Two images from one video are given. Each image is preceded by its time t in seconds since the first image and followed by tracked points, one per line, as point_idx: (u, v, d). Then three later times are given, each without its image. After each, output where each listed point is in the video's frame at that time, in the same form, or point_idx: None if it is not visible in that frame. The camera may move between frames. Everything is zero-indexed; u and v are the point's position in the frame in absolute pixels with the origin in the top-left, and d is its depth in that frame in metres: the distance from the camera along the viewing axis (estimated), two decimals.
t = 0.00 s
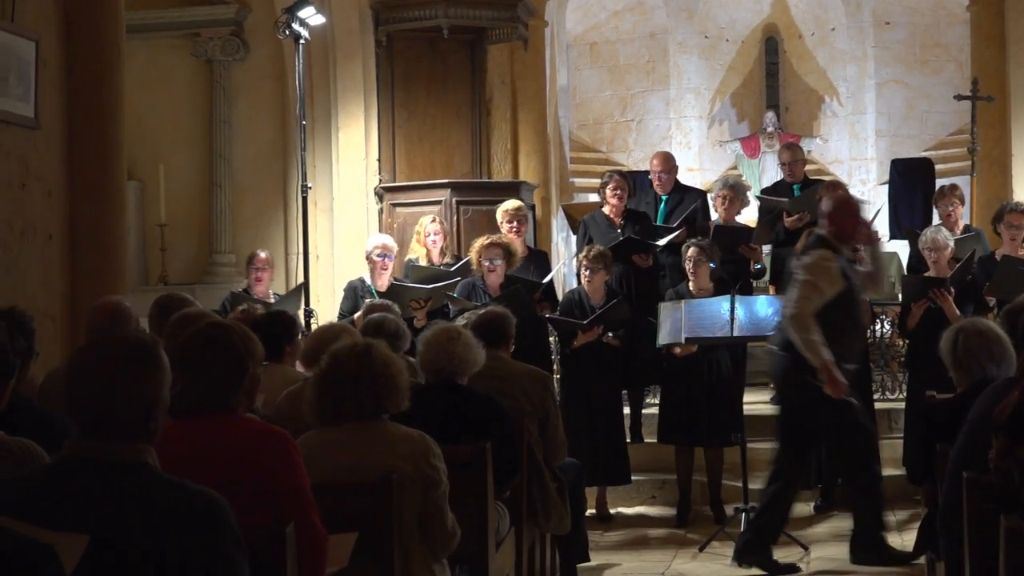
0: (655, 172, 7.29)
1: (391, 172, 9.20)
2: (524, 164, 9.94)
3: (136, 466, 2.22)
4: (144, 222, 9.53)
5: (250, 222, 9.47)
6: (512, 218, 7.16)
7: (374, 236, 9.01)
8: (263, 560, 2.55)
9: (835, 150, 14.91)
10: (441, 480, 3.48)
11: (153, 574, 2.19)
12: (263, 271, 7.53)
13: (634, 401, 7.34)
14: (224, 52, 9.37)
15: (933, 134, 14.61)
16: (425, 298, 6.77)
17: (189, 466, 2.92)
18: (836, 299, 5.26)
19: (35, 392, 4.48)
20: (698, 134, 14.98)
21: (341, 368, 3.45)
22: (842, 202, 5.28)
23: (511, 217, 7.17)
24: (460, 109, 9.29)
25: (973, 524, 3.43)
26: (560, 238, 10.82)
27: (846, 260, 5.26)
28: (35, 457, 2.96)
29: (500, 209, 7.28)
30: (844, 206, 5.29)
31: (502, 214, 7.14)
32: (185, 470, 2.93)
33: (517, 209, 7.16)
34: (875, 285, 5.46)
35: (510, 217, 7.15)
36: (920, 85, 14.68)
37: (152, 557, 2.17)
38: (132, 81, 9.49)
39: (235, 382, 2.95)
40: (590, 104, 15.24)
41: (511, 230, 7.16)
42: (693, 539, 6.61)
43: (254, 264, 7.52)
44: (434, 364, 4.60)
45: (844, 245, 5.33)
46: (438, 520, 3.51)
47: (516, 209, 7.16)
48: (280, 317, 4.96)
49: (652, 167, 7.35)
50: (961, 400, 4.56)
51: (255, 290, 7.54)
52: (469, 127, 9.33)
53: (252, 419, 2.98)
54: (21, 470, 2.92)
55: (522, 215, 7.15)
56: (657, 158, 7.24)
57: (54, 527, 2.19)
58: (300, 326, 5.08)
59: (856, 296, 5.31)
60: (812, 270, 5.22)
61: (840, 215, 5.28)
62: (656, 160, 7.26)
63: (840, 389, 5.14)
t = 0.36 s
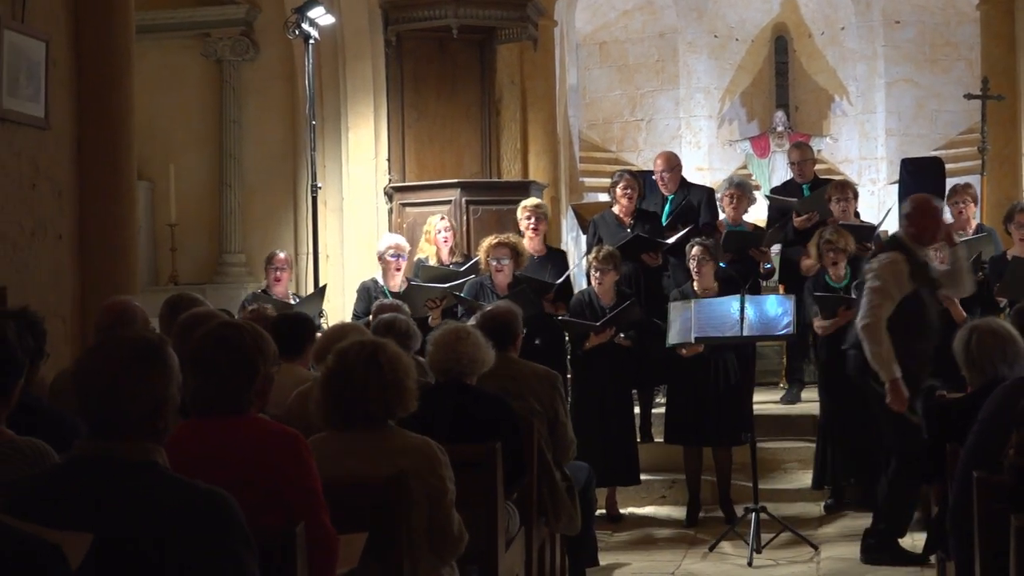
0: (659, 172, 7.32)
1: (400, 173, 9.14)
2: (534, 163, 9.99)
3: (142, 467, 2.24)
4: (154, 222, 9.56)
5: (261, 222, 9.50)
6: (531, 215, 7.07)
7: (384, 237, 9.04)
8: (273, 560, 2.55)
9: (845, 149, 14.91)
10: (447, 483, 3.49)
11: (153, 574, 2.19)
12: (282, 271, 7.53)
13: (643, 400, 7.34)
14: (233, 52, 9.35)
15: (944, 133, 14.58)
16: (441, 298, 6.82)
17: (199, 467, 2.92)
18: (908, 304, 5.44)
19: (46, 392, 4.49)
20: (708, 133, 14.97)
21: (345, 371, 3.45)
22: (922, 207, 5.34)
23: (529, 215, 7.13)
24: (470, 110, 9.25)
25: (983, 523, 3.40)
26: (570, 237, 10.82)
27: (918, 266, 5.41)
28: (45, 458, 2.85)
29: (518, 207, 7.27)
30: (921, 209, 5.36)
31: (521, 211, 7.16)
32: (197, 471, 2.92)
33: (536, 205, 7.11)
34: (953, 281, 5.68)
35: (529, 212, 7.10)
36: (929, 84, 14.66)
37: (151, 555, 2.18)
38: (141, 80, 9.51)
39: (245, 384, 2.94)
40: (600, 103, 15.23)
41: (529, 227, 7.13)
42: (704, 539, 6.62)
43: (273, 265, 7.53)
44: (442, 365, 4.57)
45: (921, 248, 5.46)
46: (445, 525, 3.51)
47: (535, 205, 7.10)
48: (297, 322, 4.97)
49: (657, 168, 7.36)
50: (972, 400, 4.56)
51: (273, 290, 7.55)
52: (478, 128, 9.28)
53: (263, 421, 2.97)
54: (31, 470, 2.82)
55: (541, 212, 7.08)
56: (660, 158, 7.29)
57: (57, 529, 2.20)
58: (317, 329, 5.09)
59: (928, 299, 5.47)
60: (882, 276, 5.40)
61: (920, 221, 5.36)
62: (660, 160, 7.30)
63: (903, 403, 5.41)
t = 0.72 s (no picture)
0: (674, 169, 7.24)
1: (417, 170, 9.16)
2: (552, 162, 9.83)
3: (156, 466, 2.15)
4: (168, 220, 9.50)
5: (276, 219, 9.44)
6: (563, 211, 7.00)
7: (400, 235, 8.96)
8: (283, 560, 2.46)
9: (867, 147, 14.83)
10: (467, 485, 3.39)
11: None
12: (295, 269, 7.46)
13: (662, 400, 7.25)
14: (248, 48, 9.30)
15: (968, 129, 14.48)
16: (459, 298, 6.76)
17: (211, 468, 2.83)
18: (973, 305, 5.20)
19: (60, 392, 4.41)
20: (727, 130, 14.85)
21: (366, 370, 3.38)
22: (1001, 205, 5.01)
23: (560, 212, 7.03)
24: (487, 108, 9.27)
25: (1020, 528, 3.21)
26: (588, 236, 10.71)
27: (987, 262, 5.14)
28: (59, 460, 2.71)
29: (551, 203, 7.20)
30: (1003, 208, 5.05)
31: (553, 207, 7.01)
32: (208, 472, 2.83)
33: (568, 203, 7.02)
34: None
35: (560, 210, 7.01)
36: (953, 80, 14.55)
37: (158, 559, 2.07)
38: (154, 76, 9.46)
39: (257, 383, 2.88)
40: (619, 100, 15.08)
41: (559, 225, 7.06)
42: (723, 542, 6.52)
43: (285, 264, 7.45)
44: (460, 365, 4.50)
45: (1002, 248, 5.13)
46: (464, 530, 3.38)
47: (567, 202, 7.01)
48: (313, 325, 4.87)
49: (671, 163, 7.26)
50: (996, 399, 4.42)
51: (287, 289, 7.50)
52: (496, 125, 9.32)
53: (275, 421, 2.90)
54: (42, 472, 2.69)
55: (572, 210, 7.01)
56: (677, 154, 7.19)
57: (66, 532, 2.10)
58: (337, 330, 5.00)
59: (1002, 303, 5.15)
60: (946, 273, 5.19)
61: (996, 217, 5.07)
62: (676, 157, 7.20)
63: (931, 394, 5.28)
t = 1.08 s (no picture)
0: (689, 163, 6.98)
1: (427, 165, 9.13)
2: (567, 156, 9.56)
3: (156, 469, 1.96)
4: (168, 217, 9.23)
5: (281, 215, 9.17)
6: (588, 209, 6.81)
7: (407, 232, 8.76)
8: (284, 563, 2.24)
9: (895, 139, 13.88)
10: (481, 496, 3.11)
11: None
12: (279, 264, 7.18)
13: (683, 404, 6.96)
14: (250, 38, 9.05)
15: (1002, 122, 13.54)
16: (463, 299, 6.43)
17: (209, 474, 2.62)
18: None
19: (52, 395, 4.11)
20: (751, 122, 13.81)
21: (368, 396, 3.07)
22: None
23: (586, 211, 6.86)
24: (499, 100, 9.26)
25: None
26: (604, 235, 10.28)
27: None
28: (52, 464, 2.65)
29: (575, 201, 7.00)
30: None
31: (577, 204, 6.81)
32: (208, 480, 2.62)
33: (594, 202, 6.81)
34: None
35: (586, 207, 6.82)
36: (986, 70, 13.62)
37: (155, 560, 1.85)
38: (153, 67, 9.21)
39: (256, 385, 2.67)
40: (637, 92, 13.92)
41: (583, 222, 6.85)
42: (745, 552, 6.22)
43: (270, 262, 7.18)
44: (471, 368, 4.14)
45: None
46: (477, 543, 3.09)
47: (593, 202, 6.80)
48: (314, 328, 4.59)
49: (687, 158, 7.01)
50: None
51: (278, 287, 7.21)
52: (507, 118, 9.29)
53: (276, 424, 2.69)
54: (37, 478, 2.62)
55: (596, 209, 6.81)
56: (692, 148, 6.94)
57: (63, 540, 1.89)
58: (332, 332, 4.73)
59: None
60: (1001, 269, 4.55)
61: None
62: (691, 151, 6.95)
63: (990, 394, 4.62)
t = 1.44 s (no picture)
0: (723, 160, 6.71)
1: (453, 160, 8.85)
2: (600, 151, 9.37)
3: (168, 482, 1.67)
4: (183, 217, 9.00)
5: (302, 215, 8.88)
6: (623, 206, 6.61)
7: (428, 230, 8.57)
8: None
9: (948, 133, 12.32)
10: (510, 509, 2.84)
11: None
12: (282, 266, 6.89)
13: (723, 411, 6.65)
14: (267, 28, 8.79)
15: None
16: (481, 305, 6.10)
17: (224, 481, 2.47)
18: None
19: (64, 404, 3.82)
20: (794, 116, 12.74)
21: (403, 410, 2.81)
22: None
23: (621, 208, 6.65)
24: (529, 94, 9.03)
25: None
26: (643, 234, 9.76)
27: None
28: (62, 474, 2.48)
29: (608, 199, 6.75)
30: None
31: (612, 201, 6.60)
32: (225, 486, 2.47)
33: (630, 200, 6.60)
34: None
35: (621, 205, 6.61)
36: None
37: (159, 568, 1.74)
38: (167, 62, 9.05)
39: (276, 389, 2.53)
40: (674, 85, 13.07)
41: (617, 221, 6.63)
42: (788, 568, 5.86)
43: (271, 264, 6.89)
44: (500, 374, 3.79)
45: None
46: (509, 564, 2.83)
47: (628, 199, 6.60)
48: (340, 330, 4.34)
49: (721, 155, 6.74)
50: None
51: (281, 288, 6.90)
52: (538, 112, 9.07)
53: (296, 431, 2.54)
54: (49, 488, 2.45)
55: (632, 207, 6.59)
56: (727, 144, 6.68)
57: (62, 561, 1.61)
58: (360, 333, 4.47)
59: None
60: None
61: None
62: (726, 148, 6.70)
63: None
